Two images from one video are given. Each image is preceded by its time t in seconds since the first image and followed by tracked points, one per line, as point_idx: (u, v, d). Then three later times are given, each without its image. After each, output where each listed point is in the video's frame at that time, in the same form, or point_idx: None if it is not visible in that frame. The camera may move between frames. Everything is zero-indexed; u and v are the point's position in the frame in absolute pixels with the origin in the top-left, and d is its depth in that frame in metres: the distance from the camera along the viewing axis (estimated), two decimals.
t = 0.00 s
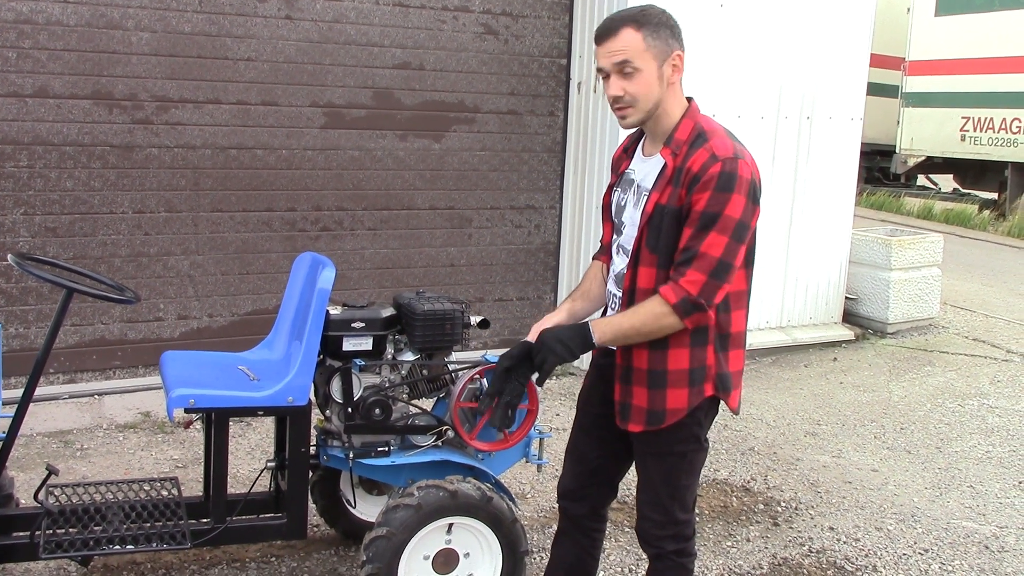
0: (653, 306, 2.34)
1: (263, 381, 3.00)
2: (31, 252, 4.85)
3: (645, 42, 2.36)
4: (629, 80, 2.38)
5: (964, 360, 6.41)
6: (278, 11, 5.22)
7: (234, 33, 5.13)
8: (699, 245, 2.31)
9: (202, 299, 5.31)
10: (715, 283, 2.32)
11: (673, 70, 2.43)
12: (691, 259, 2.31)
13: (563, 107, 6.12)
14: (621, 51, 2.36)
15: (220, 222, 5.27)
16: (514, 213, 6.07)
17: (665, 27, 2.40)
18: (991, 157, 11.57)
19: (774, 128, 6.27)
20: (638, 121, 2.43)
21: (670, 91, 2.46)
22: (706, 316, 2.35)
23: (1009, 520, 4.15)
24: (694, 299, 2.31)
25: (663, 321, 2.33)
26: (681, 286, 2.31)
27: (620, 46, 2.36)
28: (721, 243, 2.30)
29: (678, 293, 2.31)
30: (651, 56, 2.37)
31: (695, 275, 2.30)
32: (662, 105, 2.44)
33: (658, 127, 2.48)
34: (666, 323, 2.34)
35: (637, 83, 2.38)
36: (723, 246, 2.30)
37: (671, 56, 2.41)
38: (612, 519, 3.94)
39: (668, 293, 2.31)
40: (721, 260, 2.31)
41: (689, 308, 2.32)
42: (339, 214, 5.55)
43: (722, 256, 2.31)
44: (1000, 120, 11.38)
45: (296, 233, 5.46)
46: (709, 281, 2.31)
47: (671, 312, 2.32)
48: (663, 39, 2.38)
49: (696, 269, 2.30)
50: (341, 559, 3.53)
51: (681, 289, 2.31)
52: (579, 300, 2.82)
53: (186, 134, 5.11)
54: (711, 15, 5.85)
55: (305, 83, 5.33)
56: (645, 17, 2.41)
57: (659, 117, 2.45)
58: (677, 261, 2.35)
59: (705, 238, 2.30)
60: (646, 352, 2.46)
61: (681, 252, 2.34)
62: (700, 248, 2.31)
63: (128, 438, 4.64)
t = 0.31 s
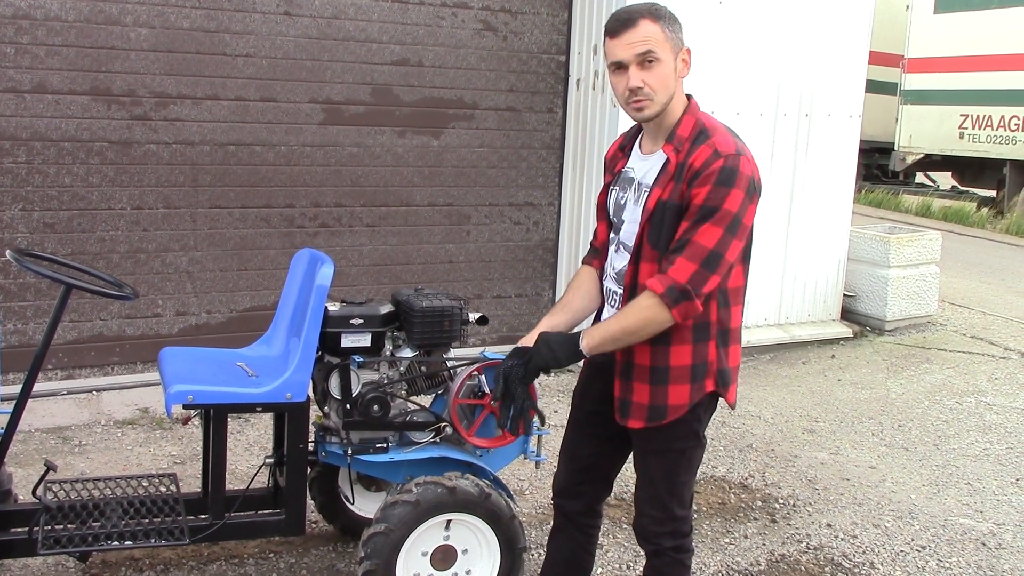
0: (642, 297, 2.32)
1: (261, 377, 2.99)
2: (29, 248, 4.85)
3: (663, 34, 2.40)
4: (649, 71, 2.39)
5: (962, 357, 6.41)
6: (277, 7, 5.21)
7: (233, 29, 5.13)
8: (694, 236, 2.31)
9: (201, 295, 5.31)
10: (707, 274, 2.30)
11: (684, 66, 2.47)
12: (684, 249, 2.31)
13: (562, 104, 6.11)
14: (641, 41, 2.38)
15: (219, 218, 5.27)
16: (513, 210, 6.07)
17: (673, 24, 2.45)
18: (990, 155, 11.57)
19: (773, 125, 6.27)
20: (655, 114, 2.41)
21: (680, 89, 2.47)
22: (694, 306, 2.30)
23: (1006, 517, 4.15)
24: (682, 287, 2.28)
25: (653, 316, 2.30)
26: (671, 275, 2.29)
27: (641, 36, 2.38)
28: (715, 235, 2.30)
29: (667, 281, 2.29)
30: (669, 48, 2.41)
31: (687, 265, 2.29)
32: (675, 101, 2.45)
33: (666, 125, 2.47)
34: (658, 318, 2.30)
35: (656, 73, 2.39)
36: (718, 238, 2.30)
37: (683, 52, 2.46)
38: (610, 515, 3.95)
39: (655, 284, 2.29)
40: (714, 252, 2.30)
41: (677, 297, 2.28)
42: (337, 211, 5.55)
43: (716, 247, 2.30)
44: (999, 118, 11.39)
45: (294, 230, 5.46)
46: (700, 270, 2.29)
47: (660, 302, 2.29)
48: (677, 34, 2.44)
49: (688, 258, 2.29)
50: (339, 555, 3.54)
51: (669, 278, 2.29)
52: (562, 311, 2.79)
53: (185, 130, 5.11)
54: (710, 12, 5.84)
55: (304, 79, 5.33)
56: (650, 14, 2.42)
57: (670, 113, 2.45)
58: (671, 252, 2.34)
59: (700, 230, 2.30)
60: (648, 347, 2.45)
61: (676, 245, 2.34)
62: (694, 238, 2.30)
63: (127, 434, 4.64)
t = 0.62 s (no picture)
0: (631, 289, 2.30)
1: (261, 375, 3.00)
2: (29, 245, 4.85)
3: (662, 30, 2.39)
4: (648, 66, 2.38)
5: (961, 354, 6.42)
6: (277, 5, 5.21)
7: (232, 27, 5.12)
8: (686, 229, 2.30)
9: (200, 292, 5.32)
10: (699, 266, 2.28)
11: (683, 63, 2.47)
12: (677, 241, 2.30)
13: (562, 101, 6.11)
14: (641, 37, 2.37)
15: (218, 216, 5.27)
16: (513, 207, 6.08)
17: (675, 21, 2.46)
18: (989, 152, 11.57)
19: (772, 123, 6.27)
20: (655, 110, 2.41)
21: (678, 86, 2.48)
22: (685, 297, 2.27)
23: (1005, 514, 4.16)
24: (671, 277, 2.26)
25: (642, 306, 2.27)
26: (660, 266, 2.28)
27: (641, 33, 2.38)
28: (708, 228, 2.29)
29: (657, 273, 2.27)
30: (669, 44, 2.40)
31: (677, 256, 2.27)
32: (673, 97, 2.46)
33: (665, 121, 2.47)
34: (648, 309, 2.27)
35: (654, 69, 2.38)
36: (711, 231, 2.29)
37: (682, 49, 2.46)
38: (609, 513, 3.95)
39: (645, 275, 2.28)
40: (707, 245, 2.29)
41: (667, 287, 2.26)
42: (337, 208, 5.55)
43: (708, 240, 2.29)
44: (999, 115, 11.39)
45: (294, 227, 5.46)
46: (691, 262, 2.27)
47: (649, 293, 2.27)
48: (677, 31, 2.43)
49: (679, 250, 2.28)
50: (339, 553, 3.54)
51: (658, 269, 2.27)
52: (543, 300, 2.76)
53: (184, 128, 5.11)
54: (710, 9, 5.84)
55: (304, 77, 5.33)
56: (650, 11, 2.42)
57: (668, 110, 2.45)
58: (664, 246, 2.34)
59: (694, 224, 2.30)
60: (648, 345, 2.46)
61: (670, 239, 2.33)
62: (688, 231, 2.29)
63: (127, 432, 4.64)
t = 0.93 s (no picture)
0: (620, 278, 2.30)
1: (261, 375, 3.00)
2: (29, 246, 4.86)
3: (622, 46, 2.36)
4: (610, 82, 2.41)
5: (961, 353, 6.42)
6: (276, 5, 5.21)
7: (232, 27, 5.13)
8: (677, 222, 2.30)
9: (201, 293, 5.32)
10: (689, 258, 2.27)
11: (658, 71, 2.41)
12: (669, 235, 2.29)
13: (562, 101, 6.11)
14: (599, 56, 2.39)
15: (219, 216, 5.28)
16: (513, 207, 6.08)
17: (656, 26, 2.39)
18: (990, 150, 11.57)
19: (772, 122, 6.28)
20: (625, 121, 2.46)
21: (662, 92, 2.44)
22: (674, 289, 2.27)
23: (1006, 512, 4.16)
24: (660, 267, 2.26)
25: (629, 296, 2.27)
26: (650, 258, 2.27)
27: (600, 51, 2.39)
28: (702, 222, 2.28)
29: (647, 264, 2.27)
30: (630, 60, 2.37)
31: (668, 248, 2.27)
32: (650, 106, 2.45)
33: (653, 125, 2.48)
34: (636, 299, 2.27)
35: (616, 86, 2.40)
36: (705, 225, 2.29)
37: (655, 57, 2.39)
38: (610, 512, 3.96)
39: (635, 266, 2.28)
40: (699, 238, 2.28)
41: (655, 276, 2.26)
42: (337, 208, 5.55)
43: (700, 233, 2.28)
44: (999, 113, 11.39)
45: (294, 227, 5.46)
46: (683, 254, 2.27)
47: (638, 282, 2.27)
48: (646, 43, 2.37)
49: (670, 242, 2.27)
50: (340, 553, 3.54)
51: (649, 260, 2.27)
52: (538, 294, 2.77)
53: (184, 128, 5.11)
54: (710, 9, 5.84)
55: (304, 77, 5.33)
56: (640, 14, 2.40)
57: (650, 116, 2.46)
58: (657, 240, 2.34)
59: (687, 218, 2.29)
60: (649, 344, 2.46)
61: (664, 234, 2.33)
62: (680, 225, 2.29)
63: (127, 432, 4.64)
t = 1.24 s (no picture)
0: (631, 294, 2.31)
1: (263, 380, 3.01)
2: (31, 250, 4.87)
3: (597, 61, 2.42)
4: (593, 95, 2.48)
5: (962, 356, 6.42)
6: (277, 9, 5.22)
7: (233, 31, 5.14)
8: (680, 233, 2.30)
9: (202, 296, 5.33)
10: (698, 272, 2.29)
11: (634, 82, 2.43)
12: (674, 247, 2.30)
13: (562, 105, 6.12)
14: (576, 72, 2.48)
15: (220, 220, 5.28)
16: (513, 211, 6.09)
17: (632, 37, 2.42)
18: (990, 153, 11.58)
19: (772, 126, 6.28)
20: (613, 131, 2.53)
21: (646, 100, 2.46)
22: (688, 303, 2.29)
23: (1006, 516, 4.16)
24: (672, 283, 2.28)
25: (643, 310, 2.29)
26: (660, 273, 2.28)
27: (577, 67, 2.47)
28: (704, 231, 2.29)
29: (658, 280, 2.28)
30: (604, 74, 2.43)
31: (676, 262, 2.28)
32: (634, 115, 2.48)
33: (643, 131, 2.51)
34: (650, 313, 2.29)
35: (597, 100, 2.47)
36: (707, 234, 2.29)
37: (630, 68, 2.41)
38: (610, 515, 3.96)
39: (647, 281, 2.29)
40: (704, 249, 2.29)
41: (667, 292, 2.27)
42: (338, 212, 5.56)
43: (704, 244, 2.29)
44: (999, 116, 11.40)
45: (295, 231, 5.47)
46: (690, 266, 2.28)
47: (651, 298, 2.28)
48: (618, 55, 2.40)
49: (677, 256, 2.28)
50: (341, 556, 3.55)
51: (659, 276, 2.28)
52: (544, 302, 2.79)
53: (185, 132, 5.12)
54: (710, 13, 5.85)
55: (305, 81, 5.34)
56: (614, 26, 2.44)
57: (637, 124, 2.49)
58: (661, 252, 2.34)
59: (688, 228, 2.30)
60: (648, 349, 2.47)
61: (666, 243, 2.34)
62: (683, 236, 2.30)
63: (128, 436, 4.65)
